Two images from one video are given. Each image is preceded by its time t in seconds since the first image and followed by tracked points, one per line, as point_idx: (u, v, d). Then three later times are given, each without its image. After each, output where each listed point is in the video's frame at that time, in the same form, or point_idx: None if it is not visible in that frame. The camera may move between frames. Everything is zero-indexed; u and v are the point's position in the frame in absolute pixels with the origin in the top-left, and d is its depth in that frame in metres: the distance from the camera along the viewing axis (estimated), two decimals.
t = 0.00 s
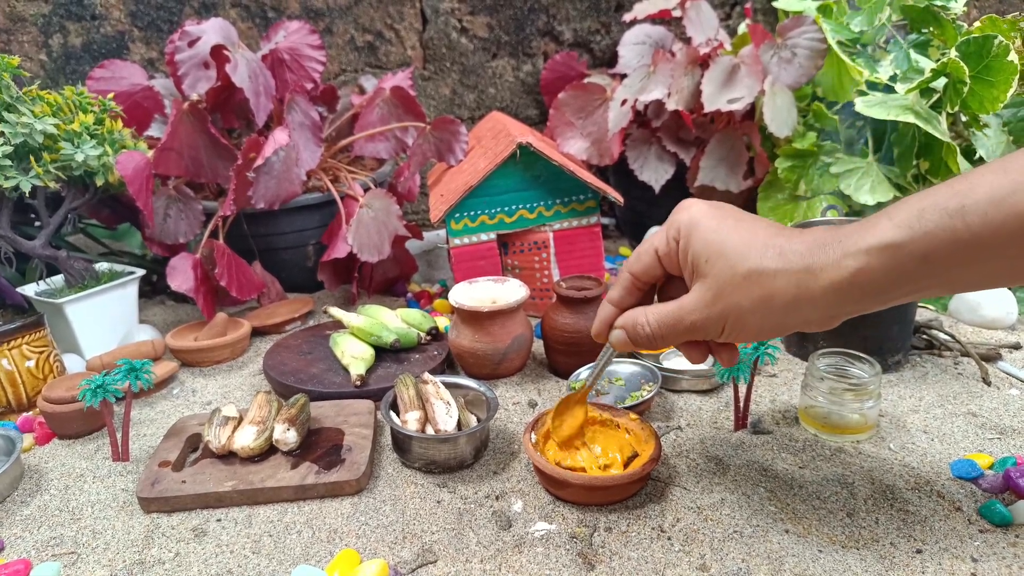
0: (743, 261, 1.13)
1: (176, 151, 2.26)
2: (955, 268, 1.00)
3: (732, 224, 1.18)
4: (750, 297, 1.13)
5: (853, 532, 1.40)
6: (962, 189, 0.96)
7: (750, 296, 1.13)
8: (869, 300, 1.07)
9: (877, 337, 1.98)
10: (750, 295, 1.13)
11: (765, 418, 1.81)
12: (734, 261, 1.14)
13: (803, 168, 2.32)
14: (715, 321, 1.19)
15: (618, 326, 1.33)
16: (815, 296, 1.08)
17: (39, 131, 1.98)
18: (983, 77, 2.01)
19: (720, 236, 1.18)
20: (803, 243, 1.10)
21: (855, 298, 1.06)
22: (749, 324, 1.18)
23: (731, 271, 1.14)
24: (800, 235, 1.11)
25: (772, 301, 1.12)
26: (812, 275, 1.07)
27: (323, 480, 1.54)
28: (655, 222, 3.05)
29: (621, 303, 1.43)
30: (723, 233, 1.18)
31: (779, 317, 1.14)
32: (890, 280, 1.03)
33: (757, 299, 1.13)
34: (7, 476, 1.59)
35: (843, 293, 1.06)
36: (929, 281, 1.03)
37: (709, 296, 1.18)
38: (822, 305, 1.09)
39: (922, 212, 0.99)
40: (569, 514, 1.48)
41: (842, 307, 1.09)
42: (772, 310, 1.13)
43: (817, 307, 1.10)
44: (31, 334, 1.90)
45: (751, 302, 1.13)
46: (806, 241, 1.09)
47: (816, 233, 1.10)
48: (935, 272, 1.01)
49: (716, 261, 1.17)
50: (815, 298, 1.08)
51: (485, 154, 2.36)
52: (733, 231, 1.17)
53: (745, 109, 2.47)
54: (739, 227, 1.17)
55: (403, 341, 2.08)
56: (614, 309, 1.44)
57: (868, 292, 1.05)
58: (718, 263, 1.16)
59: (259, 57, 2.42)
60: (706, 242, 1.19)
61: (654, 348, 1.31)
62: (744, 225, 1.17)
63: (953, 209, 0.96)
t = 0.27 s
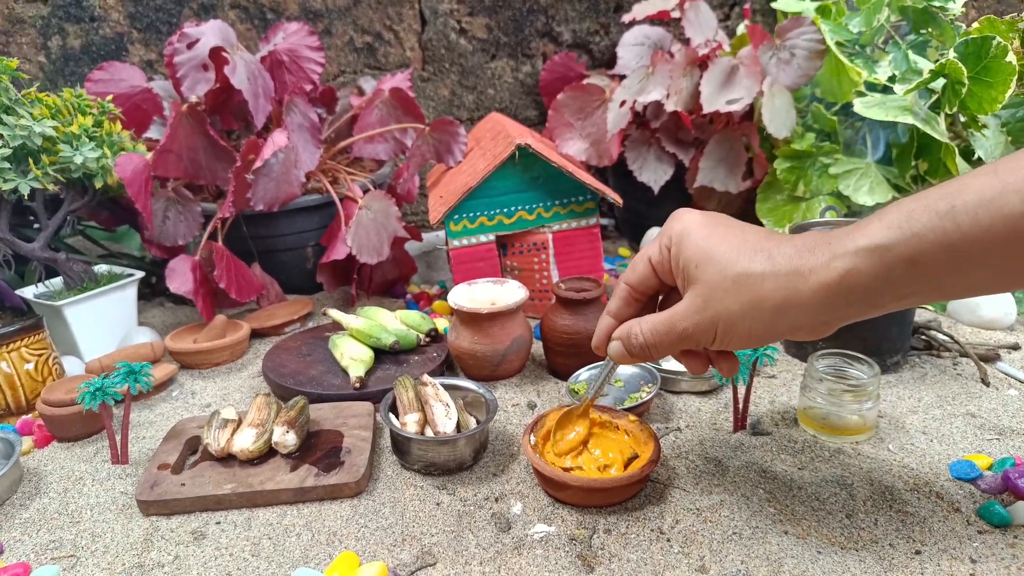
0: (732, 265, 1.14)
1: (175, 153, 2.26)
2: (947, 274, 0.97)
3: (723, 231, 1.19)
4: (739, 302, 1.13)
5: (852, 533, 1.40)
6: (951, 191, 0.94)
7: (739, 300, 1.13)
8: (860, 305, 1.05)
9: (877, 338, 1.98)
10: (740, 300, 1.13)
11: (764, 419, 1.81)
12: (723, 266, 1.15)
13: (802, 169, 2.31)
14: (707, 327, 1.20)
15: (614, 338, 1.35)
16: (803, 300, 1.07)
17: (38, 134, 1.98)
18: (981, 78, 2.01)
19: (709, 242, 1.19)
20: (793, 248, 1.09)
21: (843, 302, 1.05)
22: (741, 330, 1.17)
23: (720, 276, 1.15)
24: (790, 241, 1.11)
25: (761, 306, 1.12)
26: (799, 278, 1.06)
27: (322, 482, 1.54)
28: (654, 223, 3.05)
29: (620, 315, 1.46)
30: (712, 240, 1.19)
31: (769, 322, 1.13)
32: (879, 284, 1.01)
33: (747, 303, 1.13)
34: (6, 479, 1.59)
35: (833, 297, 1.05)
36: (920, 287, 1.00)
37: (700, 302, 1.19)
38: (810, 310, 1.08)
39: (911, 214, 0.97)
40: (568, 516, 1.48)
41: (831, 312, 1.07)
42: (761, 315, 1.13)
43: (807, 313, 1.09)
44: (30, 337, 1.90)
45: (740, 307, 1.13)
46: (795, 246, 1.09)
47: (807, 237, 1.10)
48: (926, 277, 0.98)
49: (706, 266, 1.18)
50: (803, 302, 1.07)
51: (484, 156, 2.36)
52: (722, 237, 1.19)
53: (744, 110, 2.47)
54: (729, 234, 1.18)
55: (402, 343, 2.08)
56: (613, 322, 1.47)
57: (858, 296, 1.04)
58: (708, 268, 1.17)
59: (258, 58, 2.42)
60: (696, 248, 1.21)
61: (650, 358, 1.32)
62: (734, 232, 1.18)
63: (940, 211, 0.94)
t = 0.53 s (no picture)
0: (735, 272, 1.14)
1: (175, 155, 2.26)
2: (950, 279, 0.98)
3: (725, 238, 1.20)
4: (743, 309, 1.13)
5: (853, 535, 1.40)
6: (954, 197, 0.96)
7: (743, 307, 1.13)
8: (864, 311, 1.06)
9: (877, 339, 1.98)
10: (743, 307, 1.13)
11: (765, 420, 1.81)
12: (727, 273, 1.15)
13: (802, 169, 2.32)
14: (711, 335, 1.19)
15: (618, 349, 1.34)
16: (807, 306, 1.07)
17: (39, 136, 1.98)
18: (981, 79, 2.01)
19: (712, 250, 1.20)
20: (796, 254, 1.10)
21: (847, 308, 1.05)
22: (745, 338, 1.17)
23: (725, 282, 1.15)
24: (793, 248, 1.12)
25: (765, 313, 1.11)
26: (803, 284, 1.07)
27: (324, 484, 1.55)
28: (654, 223, 3.05)
29: (624, 325, 1.45)
30: (715, 248, 1.20)
31: (773, 329, 1.13)
32: (884, 289, 1.02)
33: (751, 310, 1.12)
34: (8, 481, 1.59)
35: (837, 302, 1.05)
36: (923, 291, 1.01)
37: (704, 310, 1.19)
38: (814, 316, 1.08)
39: (915, 219, 0.98)
40: (569, 517, 1.48)
41: (835, 318, 1.08)
42: (765, 323, 1.13)
43: (811, 319, 1.09)
44: (31, 339, 1.90)
45: (745, 314, 1.13)
46: (798, 252, 1.10)
47: (811, 244, 1.10)
48: (930, 281, 0.99)
49: (709, 273, 1.18)
50: (807, 308, 1.08)
51: (485, 157, 2.36)
52: (725, 245, 1.19)
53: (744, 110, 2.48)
54: (731, 242, 1.19)
55: (403, 344, 2.08)
56: (617, 332, 1.45)
57: (862, 302, 1.04)
58: (713, 275, 1.17)
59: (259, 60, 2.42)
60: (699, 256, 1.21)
61: (655, 369, 1.31)
62: (737, 239, 1.19)
63: (944, 216, 0.95)
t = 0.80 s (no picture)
0: (747, 265, 1.15)
1: (176, 155, 2.26)
2: (964, 266, 0.99)
3: (735, 234, 1.22)
4: (756, 302, 1.14)
5: (853, 535, 1.40)
6: (967, 184, 0.97)
7: (757, 299, 1.14)
8: (877, 299, 1.06)
9: (877, 339, 1.98)
10: (758, 300, 1.14)
11: (765, 420, 1.81)
12: (740, 266, 1.16)
13: (802, 169, 2.32)
14: (726, 330, 1.19)
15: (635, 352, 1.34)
16: (821, 295, 1.08)
17: (40, 136, 1.99)
18: (981, 79, 2.01)
19: (722, 246, 1.21)
20: (808, 245, 1.11)
21: (860, 295, 1.06)
22: (760, 332, 1.17)
23: (738, 275, 1.16)
24: (805, 239, 1.13)
25: (779, 304, 1.12)
26: (816, 272, 1.08)
27: (324, 483, 1.55)
28: (654, 223, 3.05)
29: (639, 330, 1.46)
30: (725, 243, 1.21)
31: (787, 320, 1.13)
32: (897, 276, 1.02)
33: (765, 302, 1.13)
34: (9, 480, 1.59)
35: (851, 290, 1.06)
36: (937, 279, 1.02)
37: (717, 305, 1.19)
38: (827, 304, 1.09)
39: (928, 207, 1.00)
40: (569, 517, 1.49)
41: (849, 306, 1.08)
42: (779, 314, 1.13)
43: (824, 309, 1.09)
44: (32, 338, 1.91)
45: (759, 305, 1.13)
46: (810, 243, 1.11)
47: (823, 235, 1.12)
48: (943, 269, 1.00)
49: (722, 268, 1.19)
50: (821, 296, 1.08)
51: (485, 157, 2.37)
52: (736, 240, 1.21)
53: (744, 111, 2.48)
54: (741, 238, 1.21)
55: (403, 344, 2.08)
56: (632, 337, 1.46)
57: (875, 289, 1.05)
58: (725, 270, 1.18)
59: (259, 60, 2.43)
60: (710, 252, 1.23)
61: (672, 371, 1.30)
62: (747, 234, 1.20)
63: (957, 203, 0.97)
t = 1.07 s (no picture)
0: (762, 253, 1.15)
1: (176, 154, 2.26)
2: (980, 252, 1.00)
3: (747, 223, 1.22)
4: (772, 289, 1.14)
5: (852, 536, 1.40)
6: (983, 172, 0.98)
7: (773, 287, 1.13)
8: (892, 285, 1.07)
9: (877, 340, 1.98)
10: (774, 288, 1.13)
11: (765, 421, 1.81)
12: (754, 254, 1.16)
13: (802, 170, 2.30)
14: (743, 319, 1.19)
15: (652, 346, 1.32)
16: (837, 280, 1.08)
17: (40, 134, 1.98)
18: (982, 80, 2.01)
19: (734, 235, 1.21)
20: (822, 232, 1.12)
21: (876, 281, 1.06)
22: (777, 320, 1.16)
23: (753, 264, 1.16)
24: (819, 226, 1.13)
25: (795, 291, 1.12)
26: (832, 258, 1.08)
27: (323, 483, 1.55)
28: (654, 224, 3.05)
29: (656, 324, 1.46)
30: (738, 233, 1.21)
31: (803, 307, 1.13)
32: (913, 261, 1.03)
33: (781, 290, 1.13)
34: (7, 479, 1.59)
35: (867, 276, 1.06)
36: (953, 264, 1.03)
37: (733, 294, 1.18)
38: (843, 290, 1.09)
39: (944, 193, 1.01)
40: (568, 518, 1.48)
41: (865, 291, 1.09)
42: (795, 301, 1.13)
43: (840, 295, 1.10)
44: (31, 337, 1.90)
45: (776, 294, 1.13)
46: (824, 230, 1.12)
47: (837, 222, 1.12)
48: (959, 255, 1.01)
49: (736, 258, 1.19)
50: (837, 282, 1.08)
51: (485, 157, 2.37)
52: (750, 229, 1.21)
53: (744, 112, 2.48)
54: (754, 227, 1.21)
55: (403, 344, 2.08)
56: (649, 332, 1.46)
57: (890, 275, 1.05)
58: (739, 259, 1.18)
59: (259, 59, 2.42)
60: (723, 242, 1.23)
61: (690, 364, 1.29)
62: (758, 224, 1.21)
63: (973, 189, 0.98)
